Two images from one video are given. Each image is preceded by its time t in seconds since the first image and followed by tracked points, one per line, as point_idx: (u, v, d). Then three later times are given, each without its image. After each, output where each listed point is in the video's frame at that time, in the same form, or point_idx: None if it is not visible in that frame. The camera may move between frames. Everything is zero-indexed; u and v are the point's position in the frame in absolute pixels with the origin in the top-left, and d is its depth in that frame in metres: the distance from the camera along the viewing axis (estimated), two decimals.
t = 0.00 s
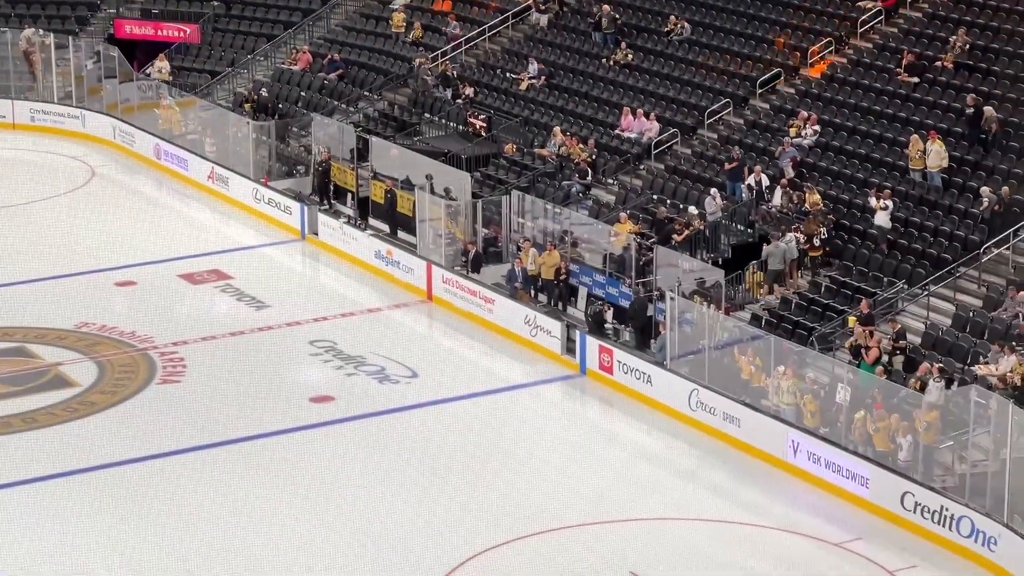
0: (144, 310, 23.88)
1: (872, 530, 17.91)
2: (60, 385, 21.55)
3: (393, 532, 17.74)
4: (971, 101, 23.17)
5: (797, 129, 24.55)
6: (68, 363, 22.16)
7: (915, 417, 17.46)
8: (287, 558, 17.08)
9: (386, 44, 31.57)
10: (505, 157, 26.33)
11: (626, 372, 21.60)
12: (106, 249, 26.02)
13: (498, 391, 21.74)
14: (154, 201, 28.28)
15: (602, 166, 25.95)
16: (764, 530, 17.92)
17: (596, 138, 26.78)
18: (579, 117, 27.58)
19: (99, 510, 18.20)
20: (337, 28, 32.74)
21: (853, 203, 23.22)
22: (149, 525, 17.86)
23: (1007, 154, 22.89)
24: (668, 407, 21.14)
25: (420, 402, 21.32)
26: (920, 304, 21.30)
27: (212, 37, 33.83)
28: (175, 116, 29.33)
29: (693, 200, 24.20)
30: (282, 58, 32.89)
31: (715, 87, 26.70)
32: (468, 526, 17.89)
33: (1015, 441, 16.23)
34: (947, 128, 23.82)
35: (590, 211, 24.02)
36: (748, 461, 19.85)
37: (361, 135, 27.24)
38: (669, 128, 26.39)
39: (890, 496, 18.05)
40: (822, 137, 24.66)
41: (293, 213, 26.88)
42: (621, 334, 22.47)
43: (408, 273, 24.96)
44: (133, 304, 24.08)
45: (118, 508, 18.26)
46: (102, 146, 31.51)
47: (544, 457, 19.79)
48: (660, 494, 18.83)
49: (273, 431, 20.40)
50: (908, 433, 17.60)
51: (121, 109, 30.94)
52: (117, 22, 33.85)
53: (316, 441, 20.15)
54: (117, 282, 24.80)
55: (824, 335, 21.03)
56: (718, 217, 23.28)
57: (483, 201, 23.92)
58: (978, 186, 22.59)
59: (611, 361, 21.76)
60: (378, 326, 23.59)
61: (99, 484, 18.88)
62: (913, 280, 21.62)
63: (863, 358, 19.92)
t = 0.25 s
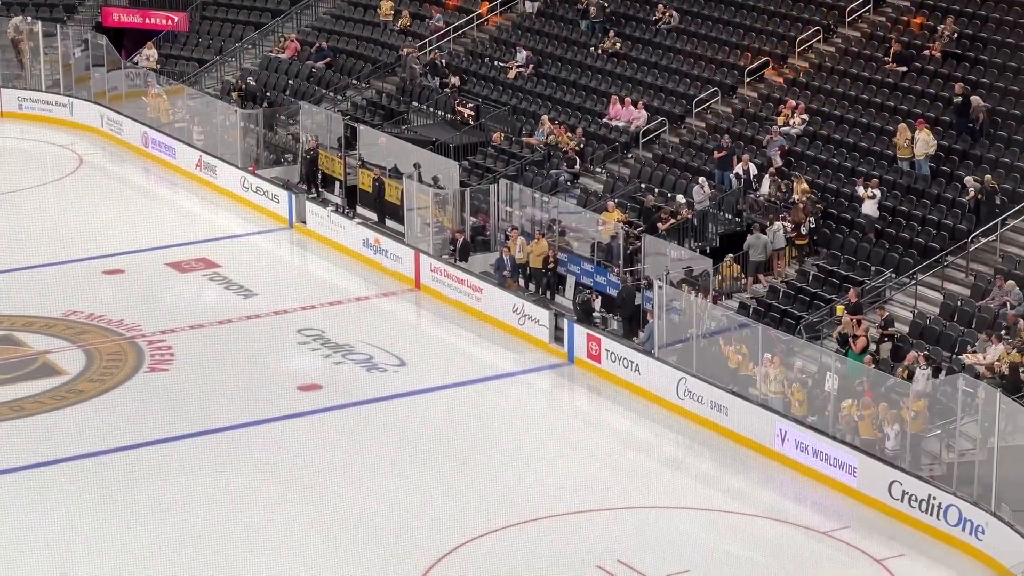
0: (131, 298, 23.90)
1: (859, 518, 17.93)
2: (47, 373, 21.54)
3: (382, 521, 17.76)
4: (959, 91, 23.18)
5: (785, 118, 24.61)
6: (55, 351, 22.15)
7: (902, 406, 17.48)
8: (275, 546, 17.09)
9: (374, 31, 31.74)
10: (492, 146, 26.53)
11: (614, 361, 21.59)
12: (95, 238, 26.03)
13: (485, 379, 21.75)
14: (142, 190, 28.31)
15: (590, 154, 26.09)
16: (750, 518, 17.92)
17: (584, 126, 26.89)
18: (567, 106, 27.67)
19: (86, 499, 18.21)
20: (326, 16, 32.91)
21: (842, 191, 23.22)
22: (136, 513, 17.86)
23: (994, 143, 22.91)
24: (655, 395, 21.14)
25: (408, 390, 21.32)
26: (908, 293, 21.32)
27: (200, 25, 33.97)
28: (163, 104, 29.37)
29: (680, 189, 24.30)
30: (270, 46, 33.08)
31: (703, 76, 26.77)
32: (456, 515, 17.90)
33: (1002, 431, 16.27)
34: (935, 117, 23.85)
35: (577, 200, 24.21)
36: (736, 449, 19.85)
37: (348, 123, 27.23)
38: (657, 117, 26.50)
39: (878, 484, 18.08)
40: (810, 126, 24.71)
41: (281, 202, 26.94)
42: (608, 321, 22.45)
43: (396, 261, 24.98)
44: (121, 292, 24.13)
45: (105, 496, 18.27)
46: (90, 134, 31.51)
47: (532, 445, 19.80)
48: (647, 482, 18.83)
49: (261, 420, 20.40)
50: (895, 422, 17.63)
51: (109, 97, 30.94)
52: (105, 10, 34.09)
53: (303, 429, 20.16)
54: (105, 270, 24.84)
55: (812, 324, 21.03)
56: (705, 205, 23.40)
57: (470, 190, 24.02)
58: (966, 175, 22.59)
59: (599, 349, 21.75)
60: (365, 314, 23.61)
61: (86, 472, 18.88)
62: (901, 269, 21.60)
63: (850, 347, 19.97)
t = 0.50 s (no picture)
0: (124, 289, 23.92)
1: (852, 510, 17.94)
2: (40, 363, 21.55)
3: (376, 512, 17.78)
4: (952, 83, 23.19)
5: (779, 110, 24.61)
6: (49, 342, 22.15)
7: (896, 397, 17.50)
8: (268, 537, 17.11)
9: (368, 22, 31.83)
10: (486, 137, 26.76)
11: (607, 352, 21.61)
12: (88, 230, 26.05)
13: (479, 370, 21.76)
14: (135, 181, 28.32)
15: (584, 146, 26.07)
16: (743, 509, 17.94)
17: (578, 117, 26.97)
18: (561, 98, 27.77)
19: (79, 489, 18.22)
20: (318, 8, 32.99)
21: (834, 184, 23.28)
22: (129, 503, 17.87)
23: (988, 135, 22.92)
24: (648, 387, 21.14)
25: (401, 382, 21.33)
26: (901, 284, 21.30)
27: (194, 16, 34.06)
28: (156, 95, 29.41)
29: (674, 181, 24.36)
30: (263, 37, 33.18)
31: (696, 68, 26.84)
32: (448, 506, 17.92)
33: (994, 423, 16.26)
34: (928, 109, 23.88)
35: (570, 192, 24.37)
36: (728, 441, 19.86)
37: (342, 115, 27.28)
38: (651, 108, 26.48)
39: (871, 476, 18.10)
40: (803, 118, 24.74)
41: (275, 193, 26.98)
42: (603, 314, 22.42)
43: (389, 253, 25.01)
44: (114, 283, 24.16)
45: (98, 487, 18.28)
46: (83, 124, 31.53)
47: (525, 436, 19.81)
48: (640, 473, 18.84)
49: (254, 410, 20.40)
50: (888, 414, 17.65)
51: (102, 88, 30.96)
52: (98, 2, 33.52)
53: (296, 419, 20.18)
54: (99, 261, 24.86)
55: (804, 315, 21.07)
56: (698, 198, 23.26)
57: (463, 181, 23.91)
58: (959, 167, 22.61)
59: (592, 341, 21.77)
60: (359, 305, 23.62)
61: (79, 462, 18.89)
62: (894, 261, 21.61)
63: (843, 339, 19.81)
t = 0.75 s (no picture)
0: (119, 280, 23.91)
1: (846, 502, 17.95)
2: (34, 354, 21.53)
3: (371, 503, 17.78)
4: (948, 75, 23.18)
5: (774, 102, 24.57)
6: (43, 333, 22.13)
7: (890, 390, 17.49)
8: (263, 529, 17.10)
9: (364, 13, 31.88)
10: (480, 129, 26.76)
11: (601, 344, 21.61)
12: (83, 221, 26.04)
13: (473, 362, 21.75)
14: (130, 172, 28.31)
15: (579, 137, 26.19)
16: (737, 502, 17.94)
17: (572, 109, 26.99)
18: (556, 90, 27.81)
19: (73, 480, 18.21)
20: None
21: (829, 176, 23.23)
22: (124, 494, 17.87)
23: (983, 128, 22.90)
24: (643, 379, 21.13)
25: (395, 373, 21.33)
26: (896, 277, 21.32)
27: (188, 6, 34.08)
28: (150, 86, 29.40)
29: (669, 172, 24.36)
30: (258, 28, 33.19)
31: (691, 60, 26.87)
32: (443, 498, 17.92)
33: (988, 416, 16.21)
34: (923, 102, 23.86)
35: (565, 184, 24.49)
36: (723, 433, 19.86)
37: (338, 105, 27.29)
38: (646, 100, 26.59)
39: (865, 469, 18.11)
40: (798, 110, 24.75)
41: (270, 184, 27.00)
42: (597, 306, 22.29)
43: (384, 245, 25.03)
44: (108, 273, 24.16)
45: (92, 478, 18.28)
46: (77, 115, 31.50)
47: (519, 428, 19.81)
48: (634, 465, 18.84)
49: (249, 401, 20.40)
50: (883, 407, 17.66)
51: (96, 79, 30.93)
52: None
53: (290, 411, 20.17)
54: (93, 252, 24.86)
55: (799, 308, 21.08)
56: (693, 190, 23.38)
57: (459, 172, 24.02)
58: (954, 159, 22.60)
59: (586, 333, 21.76)
60: (354, 297, 23.62)
61: (73, 453, 18.89)
62: (889, 254, 21.59)
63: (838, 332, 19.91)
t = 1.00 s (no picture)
0: (115, 271, 23.92)
1: (842, 494, 17.97)
2: (31, 344, 21.55)
3: (366, 494, 17.79)
4: (947, 67, 23.14)
5: (771, 94, 24.61)
6: (40, 323, 22.13)
7: (886, 382, 17.52)
8: (259, 520, 17.11)
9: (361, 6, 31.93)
10: (478, 120, 26.84)
11: (598, 336, 21.64)
12: (80, 211, 26.04)
13: (470, 353, 21.76)
14: (127, 162, 28.30)
15: (576, 129, 26.26)
16: (733, 493, 17.96)
17: (570, 100, 27.03)
18: (553, 81, 27.83)
19: (69, 470, 18.23)
20: None
21: (827, 168, 23.26)
22: (120, 485, 17.88)
23: (981, 120, 22.87)
24: (640, 370, 21.14)
25: (391, 364, 21.34)
26: (893, 270, 21.34)
27: None
28: (147, 75, 29.38)
29: (666, 164, 24.39)
30: (256, 19, 33.18)
31: (689, 52, 26.86)
32: (438, 489, 17.93)
33: (985, 408, 16.11)
34: (921, 94, 23.82)
35: (563, 175, 24.48)
36: (719, 425, 19.85)
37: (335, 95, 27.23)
38: (643, 92, 26.60)
39: (861, 461, 18.12)
40: (795, 102, 24.76)
41: (266, 174, 26.99)
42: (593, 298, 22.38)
43: (381, 235, 25.03)
44: (105, 263, 24.16)
45: (88, 468, 18.30)
46: (74, 104, 31.49)
47: (516, 419, 19.83)
48: (631, 457, 18.86)
49: (245, 392, 20.41)
50: (879, 399, 17.69)
51: (93, 69, 30.91)
52: None
53: (286, 402, 20.17)
54: (90, 242, 24.86)
55: (796, 300, 21.09)
56: (690, 181, 23.52)
57: (456, 163, 24.04)
58: (951, 152, 22.59)
59: (583, 324, 21.79)
60: (351, 288, 23.63)
61: (69, 443, 18.90)
62: (885, 246, 21.59)
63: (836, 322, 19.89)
